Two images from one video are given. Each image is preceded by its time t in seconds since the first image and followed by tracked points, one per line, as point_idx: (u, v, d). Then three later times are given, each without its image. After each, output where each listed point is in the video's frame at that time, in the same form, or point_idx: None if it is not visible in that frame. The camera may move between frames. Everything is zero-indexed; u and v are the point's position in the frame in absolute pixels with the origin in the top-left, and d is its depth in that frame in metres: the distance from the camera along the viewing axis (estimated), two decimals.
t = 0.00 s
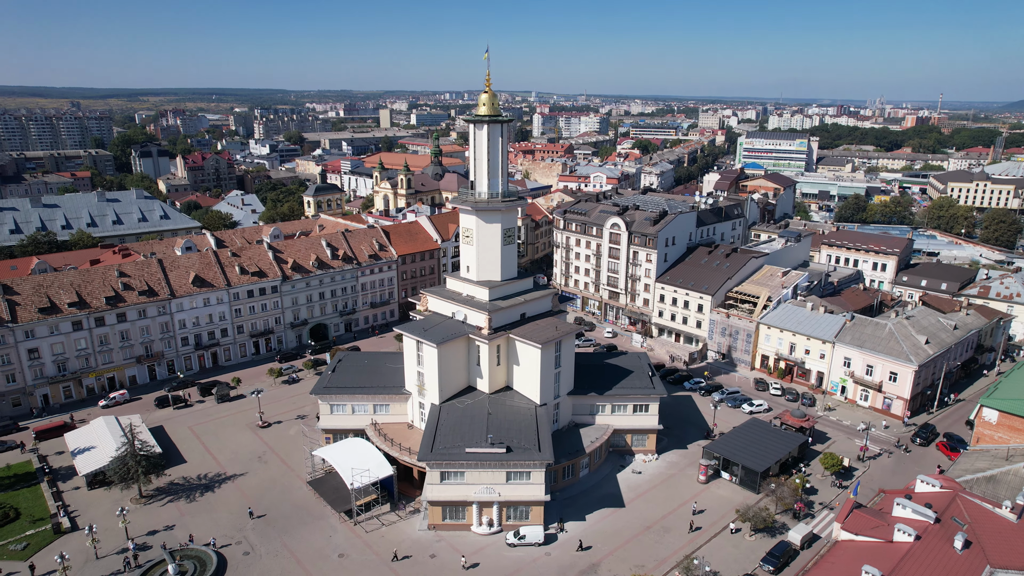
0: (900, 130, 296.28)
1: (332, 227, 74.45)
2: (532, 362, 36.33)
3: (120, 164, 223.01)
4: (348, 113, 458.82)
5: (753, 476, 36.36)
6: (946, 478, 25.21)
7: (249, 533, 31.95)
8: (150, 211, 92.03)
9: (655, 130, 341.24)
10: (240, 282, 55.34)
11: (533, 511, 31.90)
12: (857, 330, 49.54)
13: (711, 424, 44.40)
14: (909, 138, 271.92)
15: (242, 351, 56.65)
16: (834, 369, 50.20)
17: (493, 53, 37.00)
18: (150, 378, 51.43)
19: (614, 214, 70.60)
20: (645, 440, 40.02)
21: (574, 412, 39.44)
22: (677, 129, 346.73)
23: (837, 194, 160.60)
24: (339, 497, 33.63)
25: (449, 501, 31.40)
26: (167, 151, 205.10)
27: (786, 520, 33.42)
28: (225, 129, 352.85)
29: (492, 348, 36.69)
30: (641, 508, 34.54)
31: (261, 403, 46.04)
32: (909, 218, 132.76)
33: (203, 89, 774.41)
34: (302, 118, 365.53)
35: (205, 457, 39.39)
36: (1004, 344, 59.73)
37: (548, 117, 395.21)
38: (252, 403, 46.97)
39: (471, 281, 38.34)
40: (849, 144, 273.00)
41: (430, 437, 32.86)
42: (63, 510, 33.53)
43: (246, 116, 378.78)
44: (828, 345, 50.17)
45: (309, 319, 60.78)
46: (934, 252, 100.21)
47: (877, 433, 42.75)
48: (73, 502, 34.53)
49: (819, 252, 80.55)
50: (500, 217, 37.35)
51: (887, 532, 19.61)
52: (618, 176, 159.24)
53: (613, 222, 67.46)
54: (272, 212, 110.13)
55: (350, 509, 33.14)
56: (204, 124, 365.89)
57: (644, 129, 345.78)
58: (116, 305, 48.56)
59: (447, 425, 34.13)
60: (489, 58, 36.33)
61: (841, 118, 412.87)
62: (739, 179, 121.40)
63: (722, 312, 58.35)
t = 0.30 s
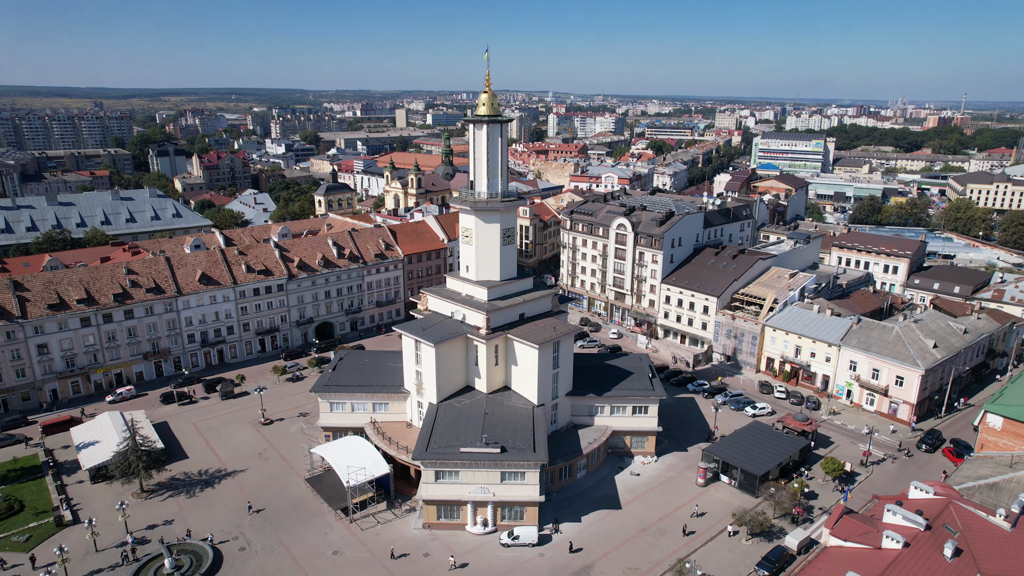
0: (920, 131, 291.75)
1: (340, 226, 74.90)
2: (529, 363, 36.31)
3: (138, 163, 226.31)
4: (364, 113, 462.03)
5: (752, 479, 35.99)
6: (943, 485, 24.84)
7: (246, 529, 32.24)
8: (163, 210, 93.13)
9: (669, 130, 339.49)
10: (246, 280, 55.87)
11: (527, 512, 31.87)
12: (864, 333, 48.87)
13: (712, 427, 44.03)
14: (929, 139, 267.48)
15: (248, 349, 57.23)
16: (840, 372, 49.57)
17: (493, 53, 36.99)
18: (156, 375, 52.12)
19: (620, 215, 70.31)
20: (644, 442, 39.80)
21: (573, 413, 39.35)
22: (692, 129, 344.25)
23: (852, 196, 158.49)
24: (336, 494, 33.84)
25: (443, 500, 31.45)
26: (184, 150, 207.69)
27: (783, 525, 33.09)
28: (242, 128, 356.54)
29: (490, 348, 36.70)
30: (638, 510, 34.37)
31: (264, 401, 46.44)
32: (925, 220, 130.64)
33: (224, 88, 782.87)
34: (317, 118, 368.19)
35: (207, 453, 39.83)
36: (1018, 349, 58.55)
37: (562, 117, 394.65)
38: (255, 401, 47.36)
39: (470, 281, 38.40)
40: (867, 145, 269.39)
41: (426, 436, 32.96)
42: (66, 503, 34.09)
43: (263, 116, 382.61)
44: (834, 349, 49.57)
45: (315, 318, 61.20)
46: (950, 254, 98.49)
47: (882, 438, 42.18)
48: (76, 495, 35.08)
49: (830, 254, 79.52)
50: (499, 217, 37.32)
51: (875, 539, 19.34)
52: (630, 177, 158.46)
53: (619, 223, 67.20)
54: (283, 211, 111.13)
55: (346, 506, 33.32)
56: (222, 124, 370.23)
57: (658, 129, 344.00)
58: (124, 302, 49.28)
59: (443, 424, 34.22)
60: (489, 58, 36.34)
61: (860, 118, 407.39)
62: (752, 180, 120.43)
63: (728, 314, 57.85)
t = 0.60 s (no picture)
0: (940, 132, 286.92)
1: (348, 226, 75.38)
2: (527, 363, 36.27)
3: (157, 162, 229.67)
4: (381, 113, 465.35)
5: (751, 483, 35.61)
6: (939, 492, 24.51)
7: (243, 525, 32.52)
8: (176, 208, 94.14)
9: (684, 131, 337.79)
10: (253, 278, 56.39)
11: (522, 512, 31.84)
12: (870, 336, 48.23)
13: (714, 430, 43.66)
14: (950, 139, 262.85)
15: (254, 347, 57.78)
16: (846, 376, 48.92)
17: (493, 53, 37.05)
18: (163, 371, 52.78)
19: (627, 215, 70.00)
20: (643, 444, 39.56)
21: (571, 414, 39.24)
22: (707, 129, 341.73)
23: (868, 197, 156.30)
24: (332, 492, 34.05)
25: (438, 500, 31.48)
26: (201, 149, 210.45)
27: (781, 530, 32.73)
28: (259, 128, 360.09)
29: (488, 348, 36.71)
30: (634, 513, 34.19)
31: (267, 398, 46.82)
32: (943, 223, 128.44)
33: (242, 88, 791.90)
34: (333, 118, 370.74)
35: (208, 449, 40.27)
36: None
37: (577, 117, 394.04)
38: (257, 398, 47.80)
39: (469, 280, 38.44)
40: (887, 146, 265.53)
41: (422, 435, 33.05)
42: (69, 496, 34.63)
43: (280, 115, 386.52)
44: (840, 352, 48.95)
45: (321, 316, 61.59)
46: (967, 257, 96.70)
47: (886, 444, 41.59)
48: (79, 488, 35.63)
49: (840, 256, 78.50)
50: (498, 217, 37.32)
51: (863, 546, 19.10)
52: (642, 177, 157.61)
53: (625, 223, 66.90)
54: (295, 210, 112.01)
55: (342, 504, 33.48)
56: (239, 123, 374.63)
57: (673, 129, 342.13)
58: (131, 299, 49.99)
59: (440, 423, 34.29)
60: (489, 58, 36.41)
61: (879, 118, 401.73)
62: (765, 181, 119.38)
63: (733, 316, 57.34)
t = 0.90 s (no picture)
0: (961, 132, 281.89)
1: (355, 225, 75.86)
2: (525, 363, 36.22)
3: (174, 161, 232.82)
4: (397, 112, 468.03)
5: (750, 487, 35.28)
6: (934, 498, 24.14)
7: (241, 521, 32.85)
8: (188, 207, 95.13)
9: (698, 131, 335.53)
10: (259, 276, 56.92)
11: (516, 512, 31.82)
12: (876, 340, 47.58)
13: (715, 432, 43.29)
14: (972, 140, 258.07)
15: (260, 344, 58.32)
16: (851, 379, 48.30)
17: (493, 53, 37.09)
18: (170, 367, 53.47)
19: (633, 216, 69.66)
20: (642, 446, 39.33)
21: (570, 415, 39.15)
22: (723, 129, 338.83)
23: (885, 199, 154.04)
24: (329, 489, 34.27)
25: (433, 498, 31.55)
26: (217, 149, 213.02)
27: (778, 534, 32.40)
28: (275, 127, 363.35)
29: (486, 348, 36.72)
30: (630, 515, 34.02)
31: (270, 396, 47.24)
32: (961, 225, 126.15)
33: (260, 88, 800.17)
34: (348, 117, 373.00)
35: (210, 445, 40.72)
36: None
37: (591, 117, 393.07)
38: (260, 395, 48.24)
39: (468, 280, 38.48)
40: (906, 147, 261.47)
41: (418, 434, 33.14)
42: (73, 489, 35.20)
43: (296, 115, 390.00)
44: (845, 355, 48.33)
45: (327, 314, 61.98)
46: (984, 260, 94.88)
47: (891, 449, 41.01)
48: (82, 482, 36.19)
49: (851, 258, 77.46)
50: (497, 217, 37.31)
51: (851, 552, 18.90)
52: (654, 178, 156.61)
53: (632, 223, 66.58)
54: (306, 209, 112.86)
55: (339, 501, 33.65)
56: (256, 122, 378.67)
57: (688, 130, 339.93)
58: (139, 296, 50.74)
59: (437, 422, 34.37)
60: (488, 57, 36.43)
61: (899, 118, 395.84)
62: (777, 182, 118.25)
63: (739, 317, 56.82)
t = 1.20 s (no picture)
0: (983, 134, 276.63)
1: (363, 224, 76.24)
2: (522, 363, 36.19)
3: (191, 160, 235.76)
4: (412, 112, 470.37)
5: (748, 490, 34.94)
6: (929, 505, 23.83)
7: (238, 517, 33.16)
8: (200, 205, 96.22)
9: (714, 132, 333.13)
10: (265, 275, 57.42)
11: (511, 512, 31.82)
12: (883, 343, 46.91)
13: (716, 435, 42.94)
14: (994, 141, 253.17)
15: (266, 342, 58.86)
16: (857, 383, 47.66)
17: (493, 53, 37.06)
18: (177, 364, 54.16)
19: (640, 216, 69.30)
20: (641, 447, 39.15)
21: (569, 416, 39.06)
22: (739, 129, 335.80)
23: (902, 200, 151.71)
24: (326, 487, 34.51)
25: (427, 497, 31.68)
26: (232, 148, 215.27)
27: (775, 539, 32.07)
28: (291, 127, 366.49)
29: (484, 348, 36.75)
30: (626, 517, 33.85)
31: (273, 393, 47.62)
32: (980, 227, 123.78)
33: (277, 88, 807.96)
34: (363, 117, 375.05)
35: (212, 442, 41.16)
36: None
37: (606, 117, 391.78)
38: (263, 392, 48.66)
39: (468, 280, 38.52)
40: (926, 148, 257.16)
41: (414, 432, 33.26)
42: (76, 483, 35.77)
43: (312, 114, 393.02)
44: (851, 358, 47.71)
45: (332, 313, 62.34)
46: (1001, 263, 93.01)
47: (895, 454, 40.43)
48: (86, 476, 36.75)
49: (861, 260, 76.39)
50: (496, 217, 37.29)
51: (838, 558, 18.70)
52: (666, 178, 155.50)
53: (638, 224, 66.25)
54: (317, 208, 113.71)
55: (335, 499, 33.86)
56: (273, 122, 382.31)
57: (703, 130, 337.46)
58: (146, 293, 51.44)
59: (433, 421, 34.47)
60: (488, 57, 36.42)
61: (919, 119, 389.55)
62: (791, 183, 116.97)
63: (744, 319, 56.29)
